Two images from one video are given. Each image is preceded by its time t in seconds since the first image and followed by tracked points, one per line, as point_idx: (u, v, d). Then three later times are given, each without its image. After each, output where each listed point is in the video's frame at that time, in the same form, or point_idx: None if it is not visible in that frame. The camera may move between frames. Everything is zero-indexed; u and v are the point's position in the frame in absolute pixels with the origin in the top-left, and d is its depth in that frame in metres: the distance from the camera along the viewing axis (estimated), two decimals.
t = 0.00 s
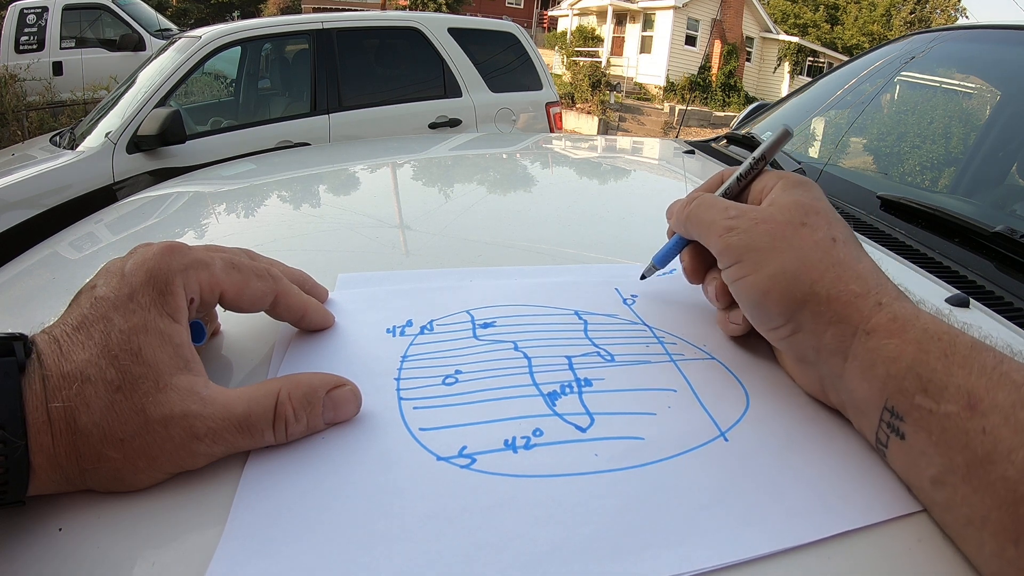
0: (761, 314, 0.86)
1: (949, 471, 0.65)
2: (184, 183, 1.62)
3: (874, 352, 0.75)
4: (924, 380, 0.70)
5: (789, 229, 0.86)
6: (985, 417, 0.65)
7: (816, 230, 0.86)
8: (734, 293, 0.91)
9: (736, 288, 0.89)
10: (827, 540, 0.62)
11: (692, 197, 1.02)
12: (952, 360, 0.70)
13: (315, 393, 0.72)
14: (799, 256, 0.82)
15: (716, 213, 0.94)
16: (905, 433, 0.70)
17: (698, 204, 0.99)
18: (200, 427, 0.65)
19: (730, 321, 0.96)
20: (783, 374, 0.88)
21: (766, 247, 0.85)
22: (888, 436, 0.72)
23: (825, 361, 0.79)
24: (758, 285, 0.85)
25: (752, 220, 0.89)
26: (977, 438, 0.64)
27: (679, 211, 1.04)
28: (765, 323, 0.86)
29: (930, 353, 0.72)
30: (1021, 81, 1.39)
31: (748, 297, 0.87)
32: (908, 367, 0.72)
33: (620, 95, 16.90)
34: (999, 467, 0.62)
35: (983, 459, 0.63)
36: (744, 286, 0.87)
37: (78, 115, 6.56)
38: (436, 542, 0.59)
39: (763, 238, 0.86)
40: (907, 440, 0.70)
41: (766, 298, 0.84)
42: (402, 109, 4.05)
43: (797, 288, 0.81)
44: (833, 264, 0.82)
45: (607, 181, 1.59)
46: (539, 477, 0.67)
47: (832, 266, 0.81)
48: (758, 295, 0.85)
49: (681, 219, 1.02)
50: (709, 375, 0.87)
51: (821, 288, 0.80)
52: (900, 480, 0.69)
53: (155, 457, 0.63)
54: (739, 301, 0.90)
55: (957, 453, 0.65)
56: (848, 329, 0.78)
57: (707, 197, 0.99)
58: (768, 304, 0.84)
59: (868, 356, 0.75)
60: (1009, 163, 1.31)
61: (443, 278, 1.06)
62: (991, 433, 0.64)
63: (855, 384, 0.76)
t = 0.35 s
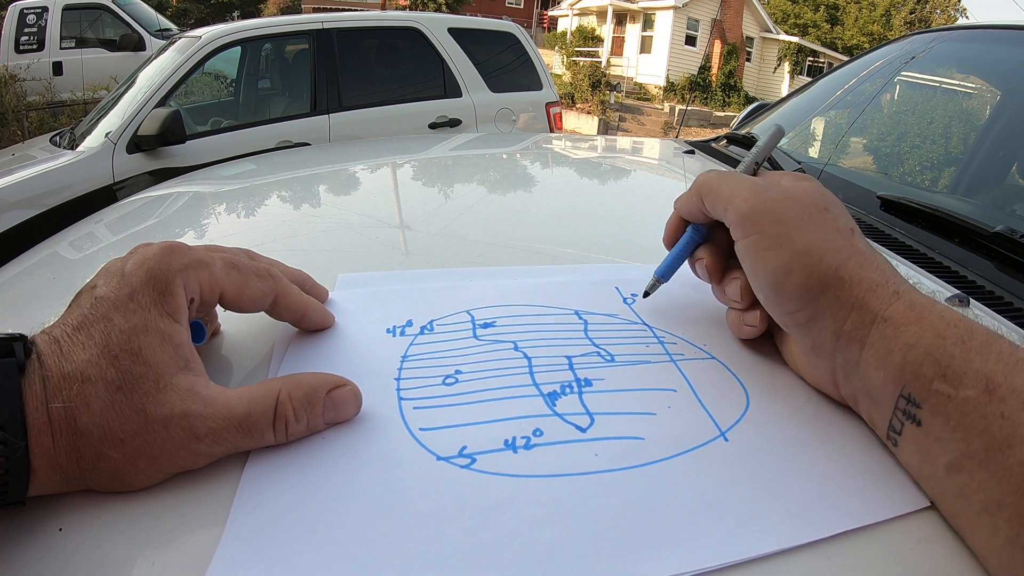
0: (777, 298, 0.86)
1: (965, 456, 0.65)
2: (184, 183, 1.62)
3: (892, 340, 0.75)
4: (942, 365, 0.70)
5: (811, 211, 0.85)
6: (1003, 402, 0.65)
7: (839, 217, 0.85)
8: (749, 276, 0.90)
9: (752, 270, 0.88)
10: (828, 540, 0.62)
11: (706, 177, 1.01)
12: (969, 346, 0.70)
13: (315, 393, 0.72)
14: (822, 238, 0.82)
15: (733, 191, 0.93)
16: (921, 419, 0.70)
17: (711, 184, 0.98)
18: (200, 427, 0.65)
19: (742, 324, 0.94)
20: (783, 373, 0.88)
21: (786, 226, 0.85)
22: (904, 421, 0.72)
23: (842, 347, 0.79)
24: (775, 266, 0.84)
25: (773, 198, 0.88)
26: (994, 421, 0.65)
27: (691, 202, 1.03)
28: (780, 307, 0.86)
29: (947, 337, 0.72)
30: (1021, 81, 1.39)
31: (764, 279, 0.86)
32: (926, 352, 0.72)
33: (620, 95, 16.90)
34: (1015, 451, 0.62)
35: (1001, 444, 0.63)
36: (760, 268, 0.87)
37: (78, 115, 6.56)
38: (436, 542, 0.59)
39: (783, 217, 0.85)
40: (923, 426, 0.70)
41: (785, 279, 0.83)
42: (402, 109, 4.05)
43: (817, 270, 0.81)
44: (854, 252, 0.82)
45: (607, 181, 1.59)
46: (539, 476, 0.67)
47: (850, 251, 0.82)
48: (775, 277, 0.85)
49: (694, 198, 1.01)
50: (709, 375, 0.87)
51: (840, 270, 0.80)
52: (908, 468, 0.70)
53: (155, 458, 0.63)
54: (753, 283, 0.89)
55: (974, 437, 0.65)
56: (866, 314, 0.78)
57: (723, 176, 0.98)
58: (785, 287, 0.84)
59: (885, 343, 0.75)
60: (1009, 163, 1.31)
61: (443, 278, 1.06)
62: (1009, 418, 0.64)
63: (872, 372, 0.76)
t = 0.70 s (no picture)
0: (729, 292, 0.89)
1: (918, 417, 0.70)
2: (184, 183, 1.62)
3: (839, 315, 0.79)
4: (887, 334, 0.74)
5: (750, 205, 0.88)
6: (945, 363, 0.70)
7: (774, 205, 0.88)
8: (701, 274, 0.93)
9: (703, 268, 0.92)
10: (828, 540, 0.62)
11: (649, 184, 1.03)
12: (911, 313, 0.75)
13: (315, 393, 0.71)
14: (761, 230, 0.86)
15: (676, 194, 0.96)
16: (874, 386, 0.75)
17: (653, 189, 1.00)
18: (200, 427, 0.65)
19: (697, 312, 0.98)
20: (782, 372, 0.88)
21: (730, 224, 0.87)
22: (859, 389, 0.77)
23: (796, 327, 0.83)
24: (723, 264, 0.88)
25: (712, 198, 0.91)
26: (939, 382, 0.69)
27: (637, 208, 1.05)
28: (732, 298, 0.90)
29: (889, 306, 0.76)
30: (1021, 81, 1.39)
31: (716, 275, 0.89)
32: (870, 325, 0.76)
33: (620, 95, 16.89)
34: (962, 409, 0.67)
35: (947, 403, 0.68)
36: (711, 265, 0.90)
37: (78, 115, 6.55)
38: (436, 542, 0.59)
39: (724, 216, 0.88)
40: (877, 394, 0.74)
41: (735, 273, 0.87)
42: (402, 109, 4.05)
43: (761, 262, 0.84)
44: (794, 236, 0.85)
45: (607, 181, 1.59)
46: (539, 477, 0.67)
47: (790, 237, 0.85)
48: (725, 272, 0.88)
49: (640, 204, 1.03)
50: (709, 375, 0.87)
51: (782, 258, 0.84)
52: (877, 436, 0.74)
53: (155, 457, 0.63)
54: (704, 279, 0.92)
55: (933, 404, 0.69)
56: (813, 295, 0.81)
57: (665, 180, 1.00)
58: (734, 281, 0.87)
59: (834, 321, 0.79)
60: (1009, 163, 1.31)
61: (443, 279, 1.06)
62: (953, 378, 0.69)
63: (824, 347, 0.80)
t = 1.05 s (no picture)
0: (849, 368, 0.69)
1: None
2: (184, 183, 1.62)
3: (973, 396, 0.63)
4: None
5: (877, 258, 0.68)
6: None
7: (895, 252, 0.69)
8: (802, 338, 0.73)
9: (816, 337, 0.71)
10: (828, 540, 0.62)
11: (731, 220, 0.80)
12: None
13: (315, 393, 0.72)
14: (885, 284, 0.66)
15: (780, 237, 0.73)
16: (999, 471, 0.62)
17: (743, 228, 0.77)
18: (200, 427, 0.65)
19: (806, 390, 0.79)
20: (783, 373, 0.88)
21: (861, 286, 0.66)
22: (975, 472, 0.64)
23: (930, 417, 0.66)
24: (848, 339, 0.67)
25: (832, 247, 0.69)
26: None
27: (716, 254, 0.83)
28: (852, 380, 0.70)
29: None
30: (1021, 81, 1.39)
31: (835, 349, 0.69)
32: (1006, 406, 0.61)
33: (620, 95, 16.90)
34: None
35: None
36: (828, 335, 0.69)
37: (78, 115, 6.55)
38: (436, 542, 0.59)
39: (850, 273, 0.67)
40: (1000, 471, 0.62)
41: (862, 352, 0.66)
42: (402, 109, 4.05)
43: (902, 342, 0.64)
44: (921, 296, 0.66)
45: (607, 182, 1.59)
46: (539, 476, 0.67)
47: (932, 304, 0.65)
48: (850, 347, 0.67)
49: (722, 245, 0.81)
50: (709, 375, 0.87)
51: (926, 332, 0.64)
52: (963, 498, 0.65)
53: (155, 457, 0.63)
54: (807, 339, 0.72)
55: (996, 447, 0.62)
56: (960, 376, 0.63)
57: (762, 217, 0.77)
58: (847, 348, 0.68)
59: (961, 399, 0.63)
60: (1009, 163, 1.31)
61: (443, 278, 1.06)
62: None
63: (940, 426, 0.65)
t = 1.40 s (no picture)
0: (779, 336, 0.77)
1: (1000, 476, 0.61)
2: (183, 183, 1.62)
3: (915, 360, 0.67)
4: (968, 381, 0.64)
5: (795, 232, 0.76)
6: None
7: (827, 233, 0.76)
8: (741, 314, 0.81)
9: (749, 311, 0.79)
10: (828, 541, 0.62)
11: (668, 213, 0.88)
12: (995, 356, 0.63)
13: (315, 393, 0.72)
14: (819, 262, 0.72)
15: (707, 221, 0.82)
16: (953, 439, 0.65)
17: (677, 219, 0.86)
18: (200, 427, 0.65)
19: (750, 359, 0.85)
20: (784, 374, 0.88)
21: (772, 256, 0.75)
22: (934, 439, 0.67)
23: (862, 373, 0.72)
24: (788, 318, 0.74)
25: (748, 227, 0.78)
26: None
27: (657, 245, 0.91)
28: (785, 346, 0.77)
29: (968, 345, 0.65)
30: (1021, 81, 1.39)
31: (763, 319, 0.77)
32: (951, 370, 0.65)
33: (620, 95, 16.90)
34: None
35: None
36: (755, 308, 0.77)
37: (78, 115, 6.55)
38: (435, 543, 0.59)
39: (764, 246, 0.75)
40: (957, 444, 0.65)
41: (787, 318, 0.74)
42: (402, 109, 4.05)
43: (820, 305, 0.71)
44: (852, 269, 0.72)
45: (607, 182, 1.59)
46: (539, 476, 0.67)
47: (846, 266, 0.72)
48: (775, 314, 0.75)
49: (661, 236, 0.89)
50: (709, 375, 0.87)
51: (848, 295, 0.70)
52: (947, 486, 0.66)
53: (155, 457, 0.63)
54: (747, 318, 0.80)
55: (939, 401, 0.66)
56: (884, 339, 0.69)
57: (691, 207, 0.86)
58: (790, 324, 0.74)
59: (906, 366, 0.68)
60: (1009, 163, 1.31)
61: (443, 279, 1.06)
62: None
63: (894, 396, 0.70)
